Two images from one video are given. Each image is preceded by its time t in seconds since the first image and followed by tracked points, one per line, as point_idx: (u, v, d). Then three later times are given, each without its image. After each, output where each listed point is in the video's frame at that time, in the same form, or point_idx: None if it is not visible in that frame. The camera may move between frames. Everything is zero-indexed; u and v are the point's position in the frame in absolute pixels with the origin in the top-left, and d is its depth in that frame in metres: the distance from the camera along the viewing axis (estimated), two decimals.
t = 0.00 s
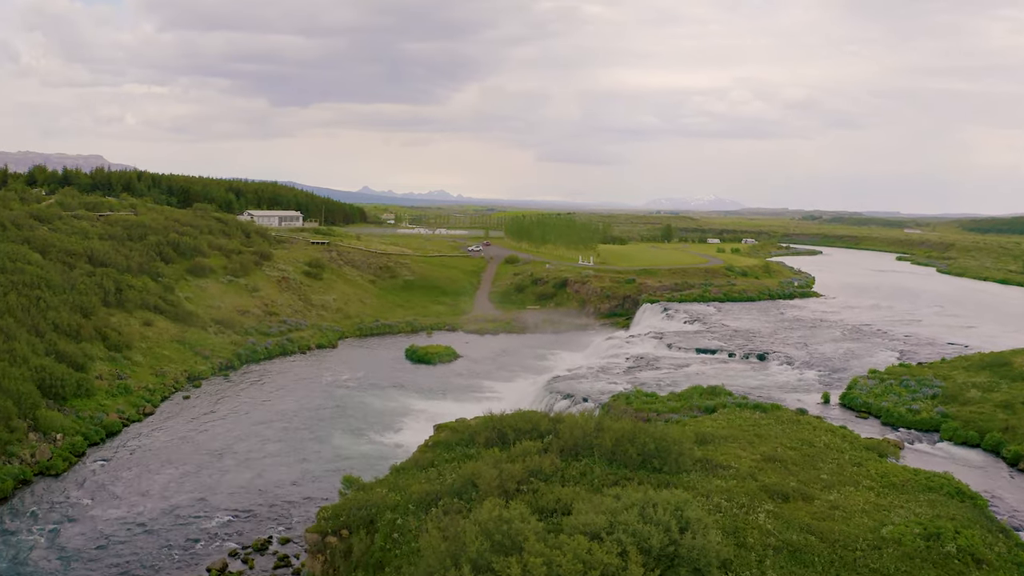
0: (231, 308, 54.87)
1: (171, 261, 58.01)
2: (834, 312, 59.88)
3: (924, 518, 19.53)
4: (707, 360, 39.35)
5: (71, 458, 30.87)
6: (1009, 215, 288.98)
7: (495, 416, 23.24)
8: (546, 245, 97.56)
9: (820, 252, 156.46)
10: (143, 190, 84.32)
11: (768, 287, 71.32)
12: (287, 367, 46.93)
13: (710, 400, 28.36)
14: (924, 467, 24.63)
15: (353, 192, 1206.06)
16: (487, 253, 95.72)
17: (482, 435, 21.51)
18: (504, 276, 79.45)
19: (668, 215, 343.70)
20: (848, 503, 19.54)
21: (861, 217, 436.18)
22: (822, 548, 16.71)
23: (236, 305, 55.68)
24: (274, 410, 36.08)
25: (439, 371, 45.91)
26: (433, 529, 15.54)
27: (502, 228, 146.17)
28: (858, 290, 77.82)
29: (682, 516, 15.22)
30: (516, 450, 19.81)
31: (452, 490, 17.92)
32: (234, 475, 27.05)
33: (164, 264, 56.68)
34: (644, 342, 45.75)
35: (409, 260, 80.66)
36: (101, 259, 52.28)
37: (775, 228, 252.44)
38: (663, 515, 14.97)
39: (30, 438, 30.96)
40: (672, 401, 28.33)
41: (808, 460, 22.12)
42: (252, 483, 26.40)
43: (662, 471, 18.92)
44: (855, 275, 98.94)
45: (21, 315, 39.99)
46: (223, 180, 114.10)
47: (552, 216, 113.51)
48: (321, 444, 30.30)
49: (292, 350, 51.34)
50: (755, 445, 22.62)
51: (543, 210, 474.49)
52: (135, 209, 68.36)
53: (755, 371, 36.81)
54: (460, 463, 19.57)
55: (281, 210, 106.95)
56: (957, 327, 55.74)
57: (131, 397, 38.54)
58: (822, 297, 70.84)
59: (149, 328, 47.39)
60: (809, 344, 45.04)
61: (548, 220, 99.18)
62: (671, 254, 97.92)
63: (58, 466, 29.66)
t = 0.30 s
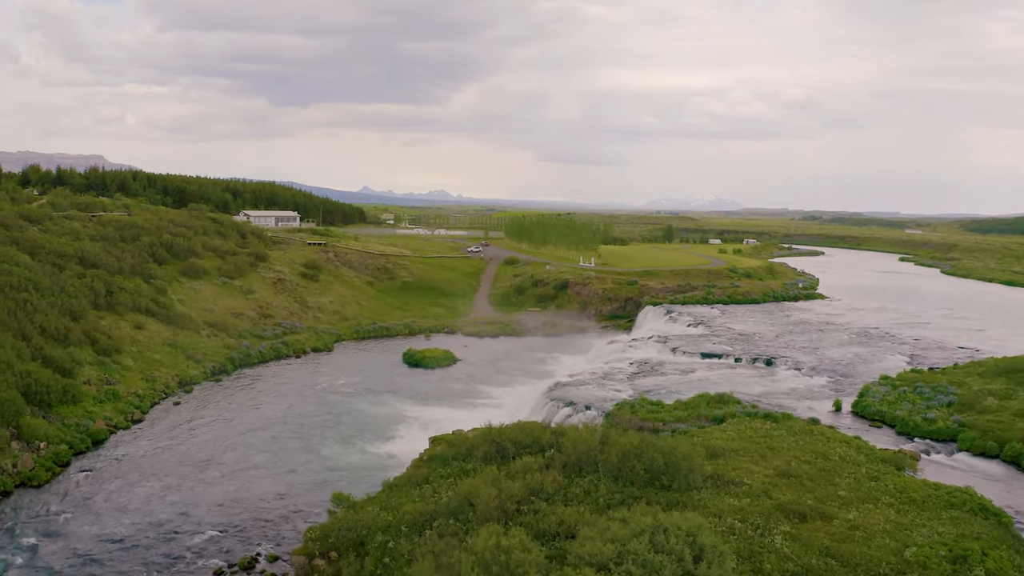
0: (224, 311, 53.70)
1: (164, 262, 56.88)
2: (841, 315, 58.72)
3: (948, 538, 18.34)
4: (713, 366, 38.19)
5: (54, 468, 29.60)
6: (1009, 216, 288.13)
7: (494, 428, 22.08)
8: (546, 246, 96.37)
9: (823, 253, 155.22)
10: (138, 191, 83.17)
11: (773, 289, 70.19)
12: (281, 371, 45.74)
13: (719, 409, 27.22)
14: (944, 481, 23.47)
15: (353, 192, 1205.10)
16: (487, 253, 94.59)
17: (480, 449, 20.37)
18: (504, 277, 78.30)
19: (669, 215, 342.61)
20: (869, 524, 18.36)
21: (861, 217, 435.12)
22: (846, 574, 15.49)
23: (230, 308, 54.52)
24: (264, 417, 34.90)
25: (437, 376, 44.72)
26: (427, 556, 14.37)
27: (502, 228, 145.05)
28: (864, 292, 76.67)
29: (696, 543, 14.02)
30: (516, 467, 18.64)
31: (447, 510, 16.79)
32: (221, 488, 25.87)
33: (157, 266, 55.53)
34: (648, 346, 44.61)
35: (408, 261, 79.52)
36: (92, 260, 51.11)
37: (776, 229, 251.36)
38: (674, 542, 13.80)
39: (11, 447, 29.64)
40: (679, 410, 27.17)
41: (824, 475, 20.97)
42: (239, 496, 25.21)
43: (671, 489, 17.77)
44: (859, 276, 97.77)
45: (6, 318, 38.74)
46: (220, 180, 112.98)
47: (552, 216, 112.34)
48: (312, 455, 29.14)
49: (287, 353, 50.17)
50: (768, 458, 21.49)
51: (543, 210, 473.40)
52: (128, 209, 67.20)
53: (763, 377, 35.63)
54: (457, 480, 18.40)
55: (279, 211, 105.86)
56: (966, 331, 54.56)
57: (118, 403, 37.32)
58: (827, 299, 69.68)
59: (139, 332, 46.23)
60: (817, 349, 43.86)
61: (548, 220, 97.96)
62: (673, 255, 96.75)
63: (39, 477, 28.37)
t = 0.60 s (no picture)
0: (218, 313, 52.58)
1: (156, 264, 55.73)
2: (847, 318, 57.60)
3: (975, 560, 17.16)
4: (718, 371, 37.05)
5: (36, 479, 28.23)
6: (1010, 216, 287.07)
7: (492, 441, 20.96)
8: (546, 246, 95.24)
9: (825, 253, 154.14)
10: (132, 191, 82.01)
11: (777, 291, 69.05)
12: (275, 375, 44.63)
13: (727, 418, 26.09)
14: (965, 496, 22.36)
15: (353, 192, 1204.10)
16: (486, 254, 93.46)
17: (478, 465, 19.26)
18: (504, 278, 77.18)
19: (669, 215, 341.56)
20: (891, 545, 17.22)
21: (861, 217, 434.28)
22: None
23: (223, 310, 53.40)
24: (253, 425, 33.77)
25: (434, 381, 43.59)
26: None
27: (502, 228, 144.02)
28: (869, 294, 75.57)
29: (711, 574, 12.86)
30: (515, 486, 17.54)
31: (442, 533, 15.67)
32: (205, 502, 24.74)
33: (149, 267, 54.40)
34: (651, 350, 43.49)
35: (406, 262, 78.38)
36: (82, 262, 50.01)
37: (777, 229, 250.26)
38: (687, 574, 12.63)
39: None
40: (686, 420, 26.04)
41: (840, 492, 19.87)
42: (224, 511, 24.07)
43: (681, 510, 16.64)
44: (863, 277, 96.69)
45: None
46: (217, 180, 111.83)
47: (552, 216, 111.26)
48: (301, 466, 28.04)
49: (281, 357, 49.05)
50: (782, 474, 20.41)
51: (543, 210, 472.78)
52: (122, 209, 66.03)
53: (771, 384, 34.48)
54: (453, 500, 17.29)
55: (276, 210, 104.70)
56: (976, 333, 53.44)
57: (106, 410, 36.15)
58: (832, 301, 68.57)
59: (130, 335, 45.12)
60: (824, 353, 42.71)
61: (548, 220, 96.79)
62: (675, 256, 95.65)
63: (21, 488, 27.02)
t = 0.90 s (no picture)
0: (211, 316, 51.44)
1: (149, 266, 54.58)
2: (854, 321, 56.40)
3: None
4: (725, 378, 35.85)
5: (17, 491, 26.66)
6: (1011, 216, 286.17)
7: (491, 458, 19.82)
8: (547, 247, 94.04)
9: (828, 253, 152.83)
10: (127, 191, 80.78)
11: (782, 293, 67.80)
12: (268, 380, 43.49)
13: (738, 430, 24.89)
14: (989, 512, 21.15)
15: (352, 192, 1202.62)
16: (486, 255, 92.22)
17: (475, 483, 18.16)
18: (504, 279, 76.00)
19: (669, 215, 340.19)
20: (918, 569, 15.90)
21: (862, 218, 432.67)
22: None
23: (217, 313, 52.27)
24: (243, 433, 32.61)
25: (432, 387, 42.41)
26: None
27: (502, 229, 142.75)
28: (875, 296, 74.32)
29: None
30: (515, 509, 16.41)
31: (436, 559, 14.52)
32: (189, 517, 23.59)
33: (142, 269, 53.25)
34: (655, 356, 42.31)
35: (404, 263, 77.23)
36: (72, 264, 48.86)
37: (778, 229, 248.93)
38: None
39: None
40: (694, 431, 24.86)
41: (859, 511, 18.72)
42: (208, 527, 22.92)
43: (693, 534, 15.45)
44: (868, 278, 95.47)
45: None
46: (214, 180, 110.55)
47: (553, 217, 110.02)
48: (290, 477, 26.89)
49: (276, 362, 47.88)
50: (798, 492, 19.28)
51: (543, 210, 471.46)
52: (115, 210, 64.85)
53: (780, 391, 33.30)
54: (450, 523, 16.17)
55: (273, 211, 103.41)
56: (987, 337, 52.20)
57: (93, 418, 34.93)
58: (838, 303, 67.37)
59: (120, 339, 43.98)
60: (832, 358, 41.55)
61: (549, 221, 95.60)
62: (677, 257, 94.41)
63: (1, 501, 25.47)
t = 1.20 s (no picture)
0: (204, 319, 50.33)
1: (141, 267, 53.43)
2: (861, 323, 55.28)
3: None
4: (731, 384, 34.69)
5: None
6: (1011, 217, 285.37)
7: (489, 475, 18.71)
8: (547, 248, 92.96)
9: (830, 254, 151.87)
10: (121, 192, 79.59)
11: (786, 294, 66.66)
12: (260, 385, 42.36)
13: (747, 441, 23.73)
14: (1014, 529, 19.98)
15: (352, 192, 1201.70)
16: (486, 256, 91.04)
17: (472, 504, 17.08)
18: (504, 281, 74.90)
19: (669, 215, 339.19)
20: None
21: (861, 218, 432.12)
22: None
23: (210, 315, 51.16)
24: (230, 442, 31.47)
25: (429, 392, 41.25)
26: None
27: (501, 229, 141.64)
28: (880, 298, 73.24)
29: None
30: (513, 535, 15.33)
31: None
32: (170, 534, 22.44)
33: (133, 271, 52.11)
34: (658, 361, 41.17)
35: (403, 264, 76.13)
36: (62, 266, 47.70)
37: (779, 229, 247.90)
38: None
39: None
40: (701, 443, 23.72)
41: (881, 532, 17.58)
42: (189, 544, 21.78)
43: (705, 560, 14.31)
44: (872, 279, 94.41)
45: None
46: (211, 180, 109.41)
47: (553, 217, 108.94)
48: (278, 490, 25.76)
49: (270, 366, 46.73)
50: (815, 511, 18.20)
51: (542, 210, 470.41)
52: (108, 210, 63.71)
53: (788, 398, 32.14)
54: (445, 549, 15.06)
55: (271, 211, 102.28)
56: (997, 340, 51.08)
57: (78, 426, 33.72)
58: (843, 305, 66.27)
59: (110, 343, 42.84)
60: (841, 363, 40.39)
61: (549, 221, 94.56)
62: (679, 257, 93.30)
63: None
